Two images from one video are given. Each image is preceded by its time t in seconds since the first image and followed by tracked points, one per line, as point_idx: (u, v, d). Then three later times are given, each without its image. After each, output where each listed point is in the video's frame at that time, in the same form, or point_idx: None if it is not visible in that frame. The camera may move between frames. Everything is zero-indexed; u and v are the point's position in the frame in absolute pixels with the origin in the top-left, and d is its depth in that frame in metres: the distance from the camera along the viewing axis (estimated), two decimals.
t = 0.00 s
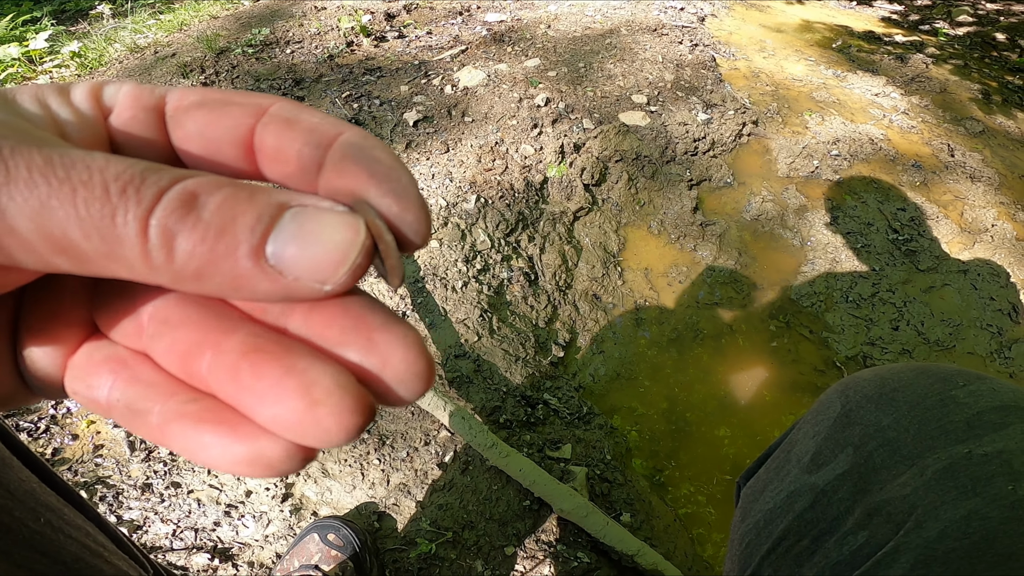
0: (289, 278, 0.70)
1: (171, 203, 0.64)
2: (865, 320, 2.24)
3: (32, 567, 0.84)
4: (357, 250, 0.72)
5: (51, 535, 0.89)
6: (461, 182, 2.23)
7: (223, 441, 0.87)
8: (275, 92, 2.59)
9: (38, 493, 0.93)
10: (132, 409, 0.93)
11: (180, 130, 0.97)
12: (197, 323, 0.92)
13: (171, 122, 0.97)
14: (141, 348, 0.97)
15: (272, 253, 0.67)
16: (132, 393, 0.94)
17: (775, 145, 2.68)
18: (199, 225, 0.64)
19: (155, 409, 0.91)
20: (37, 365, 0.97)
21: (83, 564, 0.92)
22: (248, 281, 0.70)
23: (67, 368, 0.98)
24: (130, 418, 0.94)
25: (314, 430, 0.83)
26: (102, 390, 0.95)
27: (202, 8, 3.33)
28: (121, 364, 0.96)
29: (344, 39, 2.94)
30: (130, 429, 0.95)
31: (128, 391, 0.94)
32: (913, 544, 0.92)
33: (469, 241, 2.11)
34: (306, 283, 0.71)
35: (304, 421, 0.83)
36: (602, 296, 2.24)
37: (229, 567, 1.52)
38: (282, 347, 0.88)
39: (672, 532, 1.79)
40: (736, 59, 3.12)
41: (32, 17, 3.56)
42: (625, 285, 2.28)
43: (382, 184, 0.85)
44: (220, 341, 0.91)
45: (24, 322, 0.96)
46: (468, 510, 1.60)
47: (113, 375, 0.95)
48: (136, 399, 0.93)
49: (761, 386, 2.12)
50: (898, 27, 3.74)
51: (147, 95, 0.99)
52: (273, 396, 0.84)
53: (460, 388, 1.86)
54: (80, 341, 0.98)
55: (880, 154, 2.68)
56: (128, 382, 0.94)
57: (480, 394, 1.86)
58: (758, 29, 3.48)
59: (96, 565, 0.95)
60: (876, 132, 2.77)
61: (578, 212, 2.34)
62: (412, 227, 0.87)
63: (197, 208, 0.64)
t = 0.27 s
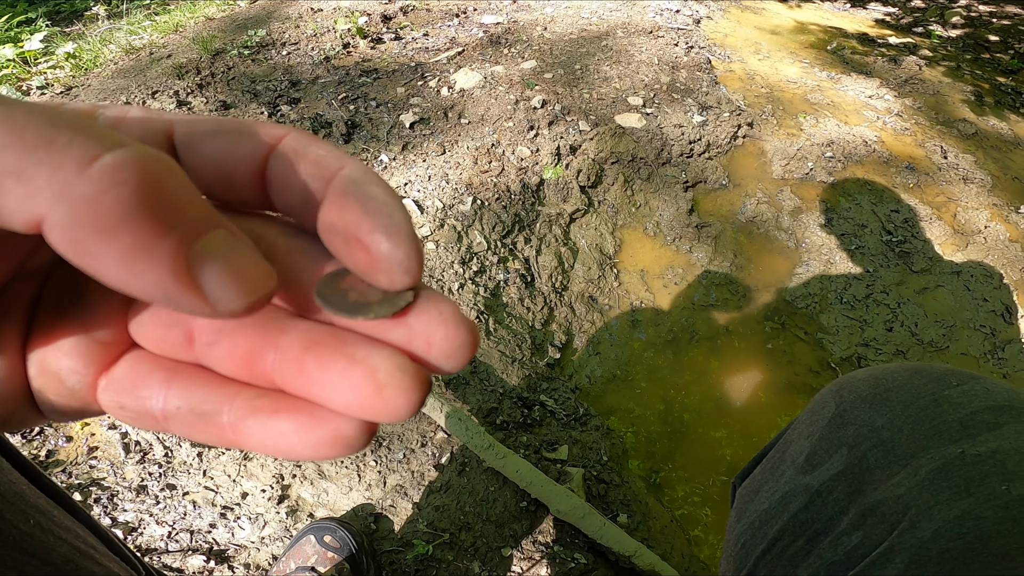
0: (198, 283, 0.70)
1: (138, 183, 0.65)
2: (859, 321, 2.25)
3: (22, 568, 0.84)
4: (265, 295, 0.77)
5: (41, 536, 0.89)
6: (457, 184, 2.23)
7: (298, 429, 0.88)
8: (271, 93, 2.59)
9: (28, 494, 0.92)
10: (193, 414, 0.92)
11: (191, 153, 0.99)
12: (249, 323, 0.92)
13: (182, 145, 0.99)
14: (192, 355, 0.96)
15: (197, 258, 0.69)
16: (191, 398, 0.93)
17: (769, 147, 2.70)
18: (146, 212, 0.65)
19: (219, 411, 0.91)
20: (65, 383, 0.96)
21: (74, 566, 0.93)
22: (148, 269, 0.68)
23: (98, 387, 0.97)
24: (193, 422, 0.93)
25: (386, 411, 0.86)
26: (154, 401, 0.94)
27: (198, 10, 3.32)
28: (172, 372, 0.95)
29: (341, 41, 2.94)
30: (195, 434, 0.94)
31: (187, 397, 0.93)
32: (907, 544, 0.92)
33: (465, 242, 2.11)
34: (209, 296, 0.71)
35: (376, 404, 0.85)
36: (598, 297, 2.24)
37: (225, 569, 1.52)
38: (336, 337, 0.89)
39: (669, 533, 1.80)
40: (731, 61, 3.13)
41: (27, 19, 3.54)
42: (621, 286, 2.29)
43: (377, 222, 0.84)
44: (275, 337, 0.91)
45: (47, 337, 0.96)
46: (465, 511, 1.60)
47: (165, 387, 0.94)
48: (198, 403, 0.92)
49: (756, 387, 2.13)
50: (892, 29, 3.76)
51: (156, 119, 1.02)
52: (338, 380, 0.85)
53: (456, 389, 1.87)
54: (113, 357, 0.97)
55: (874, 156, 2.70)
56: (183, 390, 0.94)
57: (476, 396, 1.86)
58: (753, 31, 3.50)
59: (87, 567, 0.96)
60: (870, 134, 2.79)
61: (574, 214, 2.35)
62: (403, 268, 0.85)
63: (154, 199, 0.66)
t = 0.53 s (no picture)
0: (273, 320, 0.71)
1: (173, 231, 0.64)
2: (853, 321, 2.27)
3: (10, 562, 0.84)
4: (343, 301, 0.75)
5: (32, 531, 0.89)
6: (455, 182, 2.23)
7: (274, 443, 0.89)
8: (269, 90, 2.59)
9: (20, 488, 0.92)
10: (177, 419, 0.96)
11: (226, 144, 1.05)
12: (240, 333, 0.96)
13: (216, 137, 1.04)
14: (179, 357, 1.01)
15: (262, 295, 0.69)
16: (176, 401, 0.97)
17: (766, 148, 2.71)
18: (192, 259, 0.65)
19: (201, 417, 0.95)
20: (59, 377, 1.01)
21: (64, 561, 0.93)
22: (229, 319, 0.70)
23: (90, 381, 1.03)
24: (173, 424, 0.97)
25: (363, 432, 0.85)
26: (140, 401, 0.99)
27: (196, 6, 3.31)
28: (158, 375, 1.00)
29: (340, 39, 2.94)
30: (175, 435, 0.98)
31: (171, 399, 0.98)
32: (906, 538, 0.94)
33: (463, 240, 2.12)
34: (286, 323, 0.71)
35: (354, 423, 0.85)
36: (594, 296, 2.25)
37: (217, 566, 1.52)
38: (323, 352, 0.89)
39: (663, 532, 1.81)
40: (729, 63, 3.14)
41: (24, 15, 3.53)
42: (617, 285, 2.29)
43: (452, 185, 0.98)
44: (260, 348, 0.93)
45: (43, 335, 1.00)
46: (459, 509, 1.61)
47: (152, 386, 0.99)
48: (180, 406, 0.96)
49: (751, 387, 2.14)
50: (889, 33, 3.78)
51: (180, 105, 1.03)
52: (319, 397, 0.86)
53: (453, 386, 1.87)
54: (103, 354, 1.02)
55: (869, 158, 2.71)
56: (169, 392, 0.98)
57: (472, 393, 1.86)
58: (751, 33, 3.51)
59: (78, 562, 0.95)
60: (866, 136, 2.81)
61: (571, 213, 2.35)
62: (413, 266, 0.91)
63: (195, 242, 0.65)
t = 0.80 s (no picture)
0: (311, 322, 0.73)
1: (174, 184, 0.65)
2: (846, 325, 2.28)
3: (10, 561, 0.82)
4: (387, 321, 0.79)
5: (32, 530, 0.90)
6: (451, 184, 2.24)
7: (328, 430, 0.89)
8: (267, 93, 2.60)
9: (19, 488, 0.94)
10: (218, 420, 0.93)
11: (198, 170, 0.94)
12: (286, 329, 0.96)
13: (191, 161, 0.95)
14: (213, 360, 0.98)
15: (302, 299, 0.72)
16: (214, 402, 0.94)
17: (761, 152, 2.72)
18: (193, 216, 0.65)
19: (246, 415, 0.92)
20: (71, 385, 0.95)
21: (65, 561, 0.92)
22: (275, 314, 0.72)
23: (106, 391, 0.97)
24: (212, 424, 0.93)
25: (427, 408, 0.89)
26: (170, 405, 0.95)
27: (195, 8, 3.32)
28: (191, 377, 0.96)
29: (338, 42, 2.95)
30: (213, 437, 0.94)
31: (208, 401, 0.94)
32: (894, 539, 0.94)
33: (458, 242, 2.13)
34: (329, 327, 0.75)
35: (418, 399, 0.88)
36: (590, 299, 2.26)
37: (211, 567, 1.52)
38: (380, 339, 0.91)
39: (657, 534, 1.81)
40: (725, 67, 3.16)
41: (23, 15, 3.52)
42: (612, 288, 2.30)
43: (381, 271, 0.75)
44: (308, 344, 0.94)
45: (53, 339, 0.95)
46: (455, 510, 1.61)
47: (184, 390, 0.95)
48: (222, 406, 0.93)
49: (745, 390, 2.15)
50: (885, 38, 3.80)
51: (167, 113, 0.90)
52: (373, 382, 0.88)
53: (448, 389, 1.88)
54: (123, 360, 0.97)
55: (864, 162, 2.73)
56: (205, 394, 0.95)
57: (467, 395, 1.87)
58: (748, 38, 3.53)
59: (76, 562, 0.94)
60: (860, 141, 2.82)
61: (567, 216, 2.36)
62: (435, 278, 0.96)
63: (200, 200, 0.66)
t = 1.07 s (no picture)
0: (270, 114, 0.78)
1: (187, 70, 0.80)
2: (830, 323, 2.30)
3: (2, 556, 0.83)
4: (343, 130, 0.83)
5: (20, 522, 0.88)
6: (438, 184, 2.25)
7: (314, 463, 0.93)
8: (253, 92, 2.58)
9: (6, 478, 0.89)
10: (208, 444, 0.97)
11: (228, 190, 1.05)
12: (284, 365, 1.03)
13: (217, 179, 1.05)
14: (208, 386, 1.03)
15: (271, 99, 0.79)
16: (204, 426, 0.98)
17: (746, 152, 2.74)
18: (202, 88, 0.78)
19: (235, 441, 0.96)
20: (64, 394, 1.02)
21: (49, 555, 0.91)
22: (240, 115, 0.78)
23: (99, 402, 1.03)
24: (201, 446, 0.97)
25: (422, 445, 0.97)
26: (161, 425, 0.99)
27: (180, 7, 3.29)
28: (184, 400, 1.01)
29: (325, 41, 2.93)
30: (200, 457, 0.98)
31: (198, 425, 0.98)
32: (880, 533, 0.94)
33: (445, 241, 2.13)
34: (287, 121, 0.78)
35: (413, 438, 0.97)
36: (576, 298, 2.26)
37: (193, 567, 1.50)
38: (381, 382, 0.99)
39: (644, 532, 1.82)
40: (712, 67, 3.18)
41: (5, 14, 3.48)
42: (599, 287, 2.31)
43: (419, 284, 0.92)
44: (306, 381, 1.00)
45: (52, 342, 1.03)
46: (440, 510, 1.61)
47: (178, 411, 1.00)
48: (212, 431, 0.98)
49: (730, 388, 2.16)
50: (869, 39, 3.85)
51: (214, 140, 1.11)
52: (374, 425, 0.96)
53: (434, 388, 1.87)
54: (119, 376, 1.04)
55: (846, 162, 2.76)
56: (196, 418, 0.99)
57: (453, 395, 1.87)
58: (734, 39, 3.56)
59: (64, 555, 0.95)
60: (843, 141, 2.85)
61: (554, 215, 2.37)
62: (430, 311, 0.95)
63: (203, 79, 0.79)
